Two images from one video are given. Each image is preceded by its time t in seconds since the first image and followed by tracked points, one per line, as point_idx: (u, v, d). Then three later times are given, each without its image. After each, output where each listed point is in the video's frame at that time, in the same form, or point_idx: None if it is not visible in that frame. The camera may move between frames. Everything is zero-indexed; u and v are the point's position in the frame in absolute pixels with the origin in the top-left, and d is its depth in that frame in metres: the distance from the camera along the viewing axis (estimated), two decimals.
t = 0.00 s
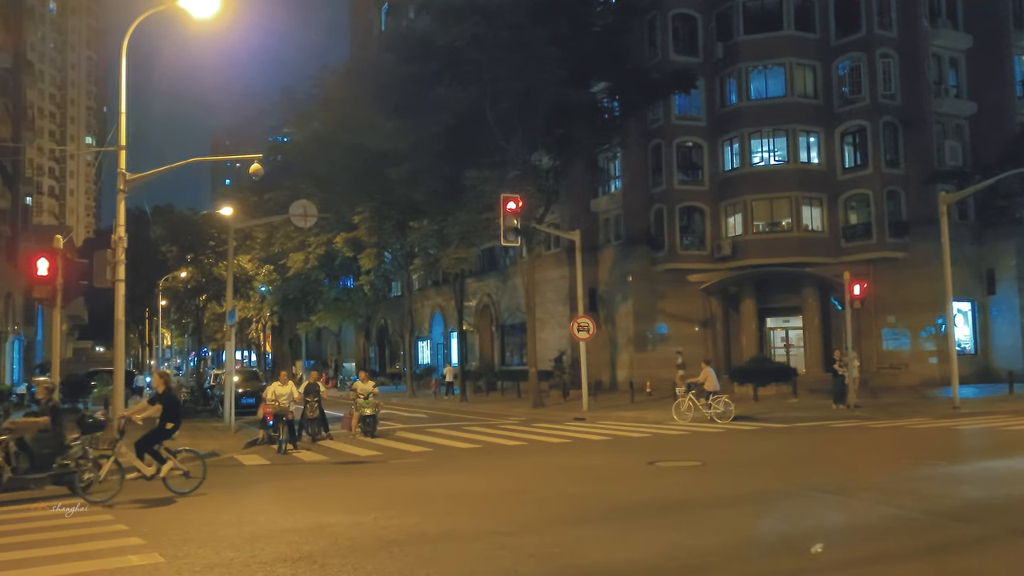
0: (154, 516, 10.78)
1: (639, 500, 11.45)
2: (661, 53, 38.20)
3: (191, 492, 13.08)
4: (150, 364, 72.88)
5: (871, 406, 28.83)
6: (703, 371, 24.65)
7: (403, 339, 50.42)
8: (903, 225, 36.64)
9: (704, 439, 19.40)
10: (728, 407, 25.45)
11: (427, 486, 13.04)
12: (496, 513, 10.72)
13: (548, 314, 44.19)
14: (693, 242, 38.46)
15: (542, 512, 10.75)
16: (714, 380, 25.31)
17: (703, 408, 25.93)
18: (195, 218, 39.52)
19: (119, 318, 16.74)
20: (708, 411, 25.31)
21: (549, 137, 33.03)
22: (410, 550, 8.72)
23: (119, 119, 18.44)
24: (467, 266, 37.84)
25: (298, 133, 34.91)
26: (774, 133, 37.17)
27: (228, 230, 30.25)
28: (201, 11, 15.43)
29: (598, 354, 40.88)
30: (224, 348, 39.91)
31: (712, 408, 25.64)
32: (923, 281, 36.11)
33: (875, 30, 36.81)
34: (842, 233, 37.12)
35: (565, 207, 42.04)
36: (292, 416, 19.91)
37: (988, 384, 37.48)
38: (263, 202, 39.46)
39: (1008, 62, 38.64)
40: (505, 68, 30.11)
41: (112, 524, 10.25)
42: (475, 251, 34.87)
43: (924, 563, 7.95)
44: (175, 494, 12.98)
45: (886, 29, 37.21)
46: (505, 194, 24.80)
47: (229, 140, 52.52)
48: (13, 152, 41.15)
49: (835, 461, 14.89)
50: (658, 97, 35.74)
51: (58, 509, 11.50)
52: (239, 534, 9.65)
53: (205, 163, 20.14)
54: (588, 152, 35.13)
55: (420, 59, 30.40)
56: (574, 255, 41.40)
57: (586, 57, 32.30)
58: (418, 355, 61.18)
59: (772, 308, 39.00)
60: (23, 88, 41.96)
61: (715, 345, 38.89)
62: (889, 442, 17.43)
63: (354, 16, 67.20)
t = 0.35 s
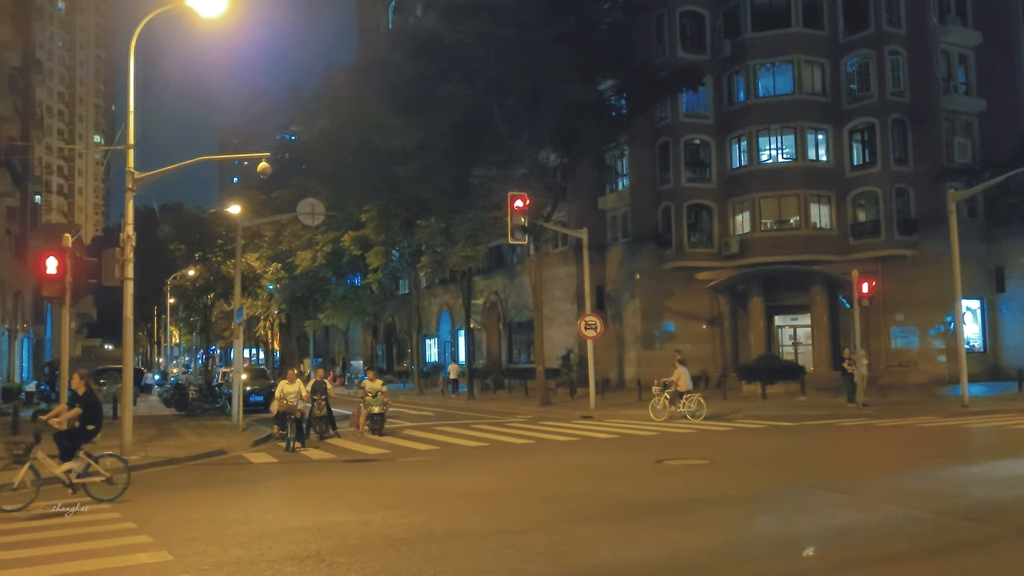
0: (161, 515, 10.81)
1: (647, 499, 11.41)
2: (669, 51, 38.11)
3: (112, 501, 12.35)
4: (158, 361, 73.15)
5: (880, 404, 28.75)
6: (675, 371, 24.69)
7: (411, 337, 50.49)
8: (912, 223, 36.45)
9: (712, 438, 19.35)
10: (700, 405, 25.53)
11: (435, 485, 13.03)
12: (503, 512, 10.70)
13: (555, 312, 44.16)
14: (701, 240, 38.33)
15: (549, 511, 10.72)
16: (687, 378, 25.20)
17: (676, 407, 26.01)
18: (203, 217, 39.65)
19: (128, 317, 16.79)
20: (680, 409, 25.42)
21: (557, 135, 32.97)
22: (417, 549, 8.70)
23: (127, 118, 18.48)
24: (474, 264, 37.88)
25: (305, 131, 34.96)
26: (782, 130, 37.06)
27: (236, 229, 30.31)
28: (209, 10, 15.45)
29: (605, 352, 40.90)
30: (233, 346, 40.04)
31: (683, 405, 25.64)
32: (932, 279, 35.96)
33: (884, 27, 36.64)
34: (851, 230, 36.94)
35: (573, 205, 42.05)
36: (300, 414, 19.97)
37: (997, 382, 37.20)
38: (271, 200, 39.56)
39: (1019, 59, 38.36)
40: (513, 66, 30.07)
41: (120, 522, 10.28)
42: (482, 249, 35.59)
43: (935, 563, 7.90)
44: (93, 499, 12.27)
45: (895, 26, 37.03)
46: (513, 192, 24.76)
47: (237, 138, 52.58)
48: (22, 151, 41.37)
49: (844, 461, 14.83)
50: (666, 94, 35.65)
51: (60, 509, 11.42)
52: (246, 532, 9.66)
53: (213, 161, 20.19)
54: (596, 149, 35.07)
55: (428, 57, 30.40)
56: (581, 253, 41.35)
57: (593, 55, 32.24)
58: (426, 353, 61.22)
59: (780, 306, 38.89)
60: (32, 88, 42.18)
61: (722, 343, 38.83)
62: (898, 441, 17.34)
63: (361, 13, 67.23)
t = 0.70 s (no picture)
0: (170, 513, 10.84)
1: (655, 498, 11.38)
2: (678, 48, 38.02)
3: (18, 508, 11.82)
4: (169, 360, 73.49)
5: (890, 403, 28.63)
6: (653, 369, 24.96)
7: (420, 335, 50.54)
8: (923, 220, 36.26)
9: (721, 436, 19.30)
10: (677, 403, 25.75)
11: (443, 483, 13.02)
12: (510, 511, 10.68)
13: (564, 310, 44.12)
14: (710, 237, 38.25)
15: (557, 509, 10.71)
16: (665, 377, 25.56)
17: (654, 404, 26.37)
18: (212, 215, 39.78)
19: (136, 314, 16.84)
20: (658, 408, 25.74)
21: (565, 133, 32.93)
22: (425, 547, 8.72)
23: (136, 117, 18.54)
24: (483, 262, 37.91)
25: (314, 130, 35.02)
26: (791, 127, 36.95)
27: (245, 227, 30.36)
28: (217, 9, 15.47)
29: (614, 350, 40.90)
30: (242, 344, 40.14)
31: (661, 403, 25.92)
32: (943, 277, 35.78)
33: (894, 24, 36.45)
34: (860, 228, 36.77)
35: (582, 203, 42.03)
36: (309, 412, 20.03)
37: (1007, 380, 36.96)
38: (280, 198, 39.67)
39: None
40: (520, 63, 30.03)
41: (129, 520, 10.32)
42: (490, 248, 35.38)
43: (945, 562, 7.85)
44: (6, 505, 11.96)
45: (905, 22, 36.82)
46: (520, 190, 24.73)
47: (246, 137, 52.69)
48: (33, 150, 41.53)
49: (854, 459, 14.75)
50: (674, 91, 35.55)
51: (59, 509, 11.30)
52: (254, 530, 9.68)
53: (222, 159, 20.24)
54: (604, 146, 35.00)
55: (436, 55, 30.41)
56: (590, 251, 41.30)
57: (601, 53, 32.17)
58: (435, 351, 61.25)
59: (790, 304, 38.78)
60: (42, 87, 42.36)
61: (732, 341, 38.78)
62: (907, 440, 17.26)
63: (369, 11, 67.26)
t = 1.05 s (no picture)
0: (179, 512, 10.86)
1: (663, 498, 11.35)
2: (687, 46, 37.95)
3: None
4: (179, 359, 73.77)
5: (901, 402, 28.50)
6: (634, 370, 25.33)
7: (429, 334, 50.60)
8: (933, 218, 36.08)
9: (730, 436, 19.25)
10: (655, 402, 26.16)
11: (452, 483, 13.03)
12: (518, 510, 10.68)
13: (573, 309, 44.10)
14: (720, 236, 38.16)
15: (565, 509, 10.70)
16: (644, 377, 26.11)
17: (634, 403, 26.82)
18: (222, 215, 39.95)
19: (146, 314, 16.91)
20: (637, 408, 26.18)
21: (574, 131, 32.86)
22: (432, 546, 8.73)
23: (146, 117, 18.62)
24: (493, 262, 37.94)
25: (323, 129, 35.25)
26: (801, 126, 36.84)
27: (255, 227, 30.37)
28: (226, 9, 15.52)
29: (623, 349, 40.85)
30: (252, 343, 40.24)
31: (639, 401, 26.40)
32: (954, 276, 35.57)
33: (905, 22, 36.28)
34: (871, 226, 36.58)
35: (590, 202, 41.97)
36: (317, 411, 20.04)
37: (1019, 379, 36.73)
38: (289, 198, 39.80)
39: None
40: (529, 62, 29.99)
41: (139, 519, 10.36)
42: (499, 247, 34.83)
43: (955, 563, 7.80)
44: None
45: (916, 20, 36.62)
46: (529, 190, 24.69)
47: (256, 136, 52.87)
48: (44, 150, 41.76)
49: (864, 459, 14.69)
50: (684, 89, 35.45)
51: (60, 509, 11.27)
52: (263, 529, 9.70)
53: (232, 159, 20.31)
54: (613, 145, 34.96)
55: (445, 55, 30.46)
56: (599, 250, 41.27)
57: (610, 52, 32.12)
58: (444, 350, 61.29)
59: (799, 303, 38.65)
60: (54, 87, 42.57)
61: (741, 340, 38.69)
62: (918, 440, 17.16)
63: (379, 11, 67.36)
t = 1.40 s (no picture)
0: (188, 512, 10.90)
1: (671, 499, 11.36)
2: (696, 47, 37.94)
3: None
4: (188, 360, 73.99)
5: (910, 403, 28.38)
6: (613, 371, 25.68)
7: (438, 335, 50.60)
8: (944, 220, 35.91)
9: (737, 437, 19.24)
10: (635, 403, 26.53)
11: (460, 484, 13.07)
12: (525, 511, 10.69)
13: (582, 310, 44.07)
14: (729, 237, 38.09)
15: (572, 509, 10.72)
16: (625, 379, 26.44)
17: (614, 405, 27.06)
18: (231, 217, 40.10)
19: (156, 315, 16.97)
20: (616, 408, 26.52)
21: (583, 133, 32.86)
22: (440, 547, 8.76)
23: (156, 120, 18.71)
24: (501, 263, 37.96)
25: (332, 131, 35.34)
26: (811, 127, 36.72)
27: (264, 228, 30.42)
28: (235, 11, 15.58)
29: (632, 350, 40.82)
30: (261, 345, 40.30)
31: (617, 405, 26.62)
32: (964, 277, 35.38)
33: (915, 23, 36.16)
34: (881, 228, 36.42)
35: (599, 203, 41.92)
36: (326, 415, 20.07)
37: None
38: (299, 199, 39.90)
39: None
40: (537, 63, 30.00)
41: (147, 519, 10.41)
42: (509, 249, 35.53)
43: (963, 565, 7.78)
44: None
45: (926, 21, 36.50)
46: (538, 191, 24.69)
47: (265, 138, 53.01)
48: (55, 152, 41.97)
49: (873, 461, 14.66)
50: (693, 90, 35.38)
51: (60, 509, 11.38)
52: (271, 530, 9.75)
53: (241, 161, 20.39)
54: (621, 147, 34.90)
55: (454, 57, 30.52)
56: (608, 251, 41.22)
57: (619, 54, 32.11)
58: (453, 351, 61.30)
59: (809, 304, 38.54)
60: (65, 89, 42.79)
61: (751, 341, 38.61)
62: (927, 441, 17.11)
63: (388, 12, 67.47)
